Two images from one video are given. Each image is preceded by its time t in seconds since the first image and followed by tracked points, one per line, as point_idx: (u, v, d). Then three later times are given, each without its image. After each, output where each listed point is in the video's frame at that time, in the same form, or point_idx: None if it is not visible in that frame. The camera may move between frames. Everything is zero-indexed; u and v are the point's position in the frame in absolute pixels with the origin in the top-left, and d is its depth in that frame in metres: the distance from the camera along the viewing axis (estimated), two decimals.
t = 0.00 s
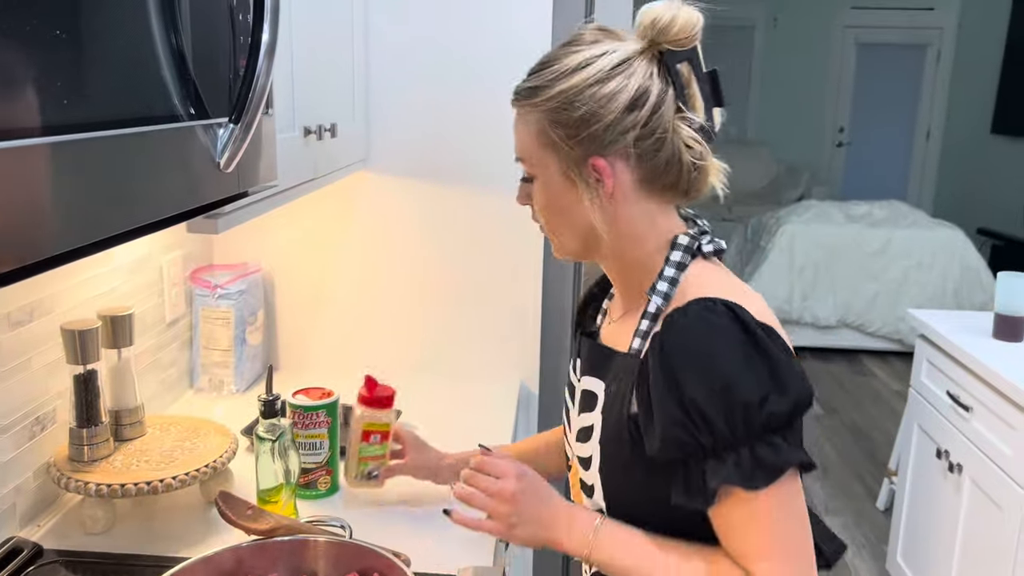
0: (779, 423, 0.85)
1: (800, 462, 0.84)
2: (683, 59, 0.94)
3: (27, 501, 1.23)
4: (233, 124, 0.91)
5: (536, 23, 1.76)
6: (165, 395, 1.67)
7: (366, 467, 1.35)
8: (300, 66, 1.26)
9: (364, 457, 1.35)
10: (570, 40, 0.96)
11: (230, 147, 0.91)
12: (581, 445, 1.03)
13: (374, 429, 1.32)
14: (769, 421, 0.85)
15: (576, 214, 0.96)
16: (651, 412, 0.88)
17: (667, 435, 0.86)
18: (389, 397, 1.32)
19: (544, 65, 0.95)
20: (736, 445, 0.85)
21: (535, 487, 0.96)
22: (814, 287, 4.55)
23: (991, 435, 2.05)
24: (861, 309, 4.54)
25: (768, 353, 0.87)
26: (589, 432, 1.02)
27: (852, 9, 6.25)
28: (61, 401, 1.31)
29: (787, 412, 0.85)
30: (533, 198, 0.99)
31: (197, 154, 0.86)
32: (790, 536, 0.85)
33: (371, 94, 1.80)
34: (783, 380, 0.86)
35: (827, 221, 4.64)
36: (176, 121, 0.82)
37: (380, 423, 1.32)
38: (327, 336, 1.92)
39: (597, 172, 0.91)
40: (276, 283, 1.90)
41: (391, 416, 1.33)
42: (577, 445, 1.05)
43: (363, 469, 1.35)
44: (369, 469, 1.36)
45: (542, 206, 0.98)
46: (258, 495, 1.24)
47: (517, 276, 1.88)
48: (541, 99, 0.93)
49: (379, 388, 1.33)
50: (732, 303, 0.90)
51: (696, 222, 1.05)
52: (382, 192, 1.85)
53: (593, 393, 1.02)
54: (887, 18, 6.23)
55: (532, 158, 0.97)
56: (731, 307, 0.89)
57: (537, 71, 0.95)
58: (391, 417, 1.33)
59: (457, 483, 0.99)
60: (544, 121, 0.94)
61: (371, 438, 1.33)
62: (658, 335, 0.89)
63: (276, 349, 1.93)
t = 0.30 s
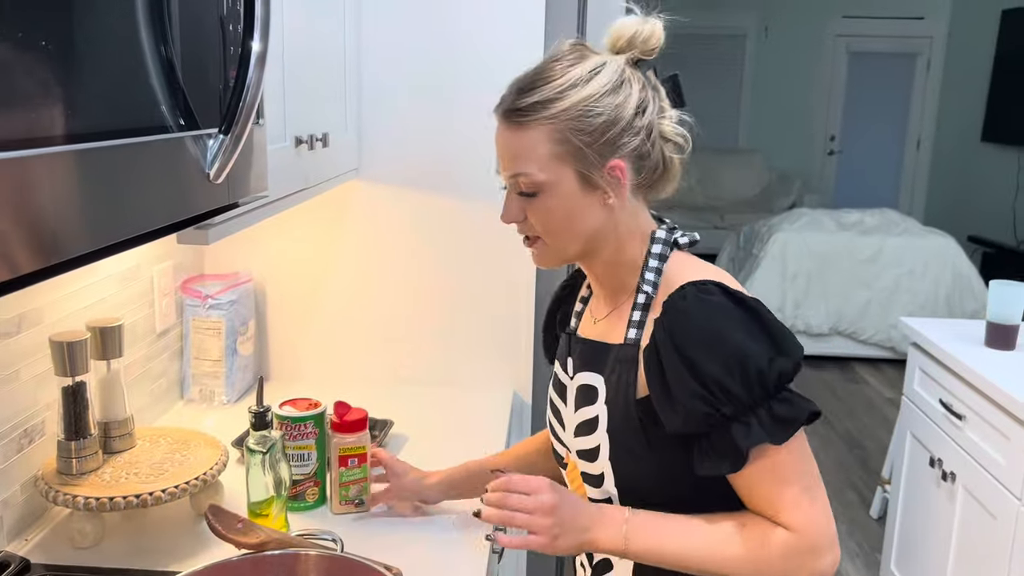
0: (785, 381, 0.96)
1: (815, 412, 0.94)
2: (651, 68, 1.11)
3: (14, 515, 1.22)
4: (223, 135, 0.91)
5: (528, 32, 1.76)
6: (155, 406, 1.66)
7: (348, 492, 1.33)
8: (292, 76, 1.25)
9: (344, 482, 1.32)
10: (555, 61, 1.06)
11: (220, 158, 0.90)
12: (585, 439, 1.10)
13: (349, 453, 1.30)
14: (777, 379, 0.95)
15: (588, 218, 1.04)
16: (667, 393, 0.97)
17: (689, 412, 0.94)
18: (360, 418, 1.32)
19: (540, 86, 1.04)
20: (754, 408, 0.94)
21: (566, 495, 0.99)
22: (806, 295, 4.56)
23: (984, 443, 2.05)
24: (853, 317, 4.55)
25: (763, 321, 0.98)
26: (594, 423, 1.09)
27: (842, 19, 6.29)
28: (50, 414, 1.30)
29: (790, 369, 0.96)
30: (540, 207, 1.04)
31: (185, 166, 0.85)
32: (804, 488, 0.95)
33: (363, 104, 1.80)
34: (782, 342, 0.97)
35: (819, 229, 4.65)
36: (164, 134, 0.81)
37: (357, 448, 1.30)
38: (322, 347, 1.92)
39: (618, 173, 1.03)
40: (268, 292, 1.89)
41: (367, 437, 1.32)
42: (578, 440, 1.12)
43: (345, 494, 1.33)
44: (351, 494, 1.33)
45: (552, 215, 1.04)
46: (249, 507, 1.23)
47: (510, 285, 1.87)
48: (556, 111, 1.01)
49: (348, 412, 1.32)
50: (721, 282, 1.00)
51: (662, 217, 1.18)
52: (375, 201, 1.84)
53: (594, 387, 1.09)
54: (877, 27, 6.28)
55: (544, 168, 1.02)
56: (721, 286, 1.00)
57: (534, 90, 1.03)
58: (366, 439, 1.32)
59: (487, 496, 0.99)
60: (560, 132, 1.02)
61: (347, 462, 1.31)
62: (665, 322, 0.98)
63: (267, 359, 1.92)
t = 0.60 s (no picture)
0: (782, 378, 0.98)
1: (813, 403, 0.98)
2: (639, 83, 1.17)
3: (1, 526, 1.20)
4: (213, 142, 0.89)
5: (520, 37, 1.76)
6: (146, 415, 1.64)
7: (341, 501, 1.32)
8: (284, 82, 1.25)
9: (336, 492, 1.31)
10: (556, 71, 1.07)
11: (210, 165, 0.89)
12: (583, 446, 1.11)
13: (342, 463, 1.29)
14: (774, 378, 0.98)
15: (597, 223, 1.05)
16: (670, 398, 0.99)
17: (695, 415, 0.97)
18: (353, 428, 1.30)
19: (548, 93, 1.04)
20: (756, 406, 0.97)
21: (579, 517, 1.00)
22: (799, 301, 4.56)
23: (978, 450, 2.05)
24: (846, 323, 4.55)
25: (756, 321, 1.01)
26: (592, 430, 1.10)
27: (835, 25, 6.32)
28: (38, 423, 1.28)
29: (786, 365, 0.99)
30: (554, 212, 1.02)
31: (175, 173, 0.84)
32: (808, 479, 0.99)
33: (355, 110, 1.79)
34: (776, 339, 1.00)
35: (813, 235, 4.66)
36: (153, 140, 0.80)
37: (350, 456, 1.29)
38: (315, 355, 1.90)
39: (628, 180, 1.06)
40: (259, 299, 1.87)
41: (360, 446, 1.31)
42: (575, 448, 1.12)
43: (338, 503, 1.32)
44: (345, 502, 1.32)
45: (565, 221, 1.02)
46: (240, 518, 1.22)
47: (504, 292, 1.86)
48: (569, 117, 1.03)
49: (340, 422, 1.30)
50: (714, 286, 1.03)
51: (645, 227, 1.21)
52: (366, 208, 1.83)
53: (590, 395, 1.10)
54: (869, 34, 6.30)
55: (562, 171, 1.02)
56: (714, 290, 1.03)
57: (542, 98, 1.04)
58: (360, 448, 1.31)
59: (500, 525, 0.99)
60: (575, 137, 1.02)
61: (341, 473, 1.30)
62: (664, 329, 1.00)
63: (258, 367, 1.91)
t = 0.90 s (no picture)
0: (789, 366, 1.00)
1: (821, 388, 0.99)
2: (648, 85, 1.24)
3: None
4: (204, 142, 0.89)
5: (514, 40, 1.75)
6: (137, 419, 1.63)
7: (332, 504, 1.31)
8: (276, 83, 1.24)
9: (327, 494, 1.30)
10: (587, 59, 1.11)
11: (200, 165, 0.88)
12: (583, 440, 1.12)
13: (335, 466, 1.28)
14: (782, 365, 1.00)
15: (624, 211, 1.09)
16: (678, 386, 1.01)
17: (703, 401, 0.99)
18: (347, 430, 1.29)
19: (589, 79, 1.08)
20: (764, 393, 0.98)
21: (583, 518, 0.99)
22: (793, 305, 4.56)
23: (972, 452, 2.05)
24: (840, 327, 4.55)
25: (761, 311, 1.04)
26: (593, 423, 1.11)
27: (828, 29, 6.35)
28: (27, 427, 1.27)
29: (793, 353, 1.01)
30: (594, 195, 1.05)
31: (166, 173, 0.83)
32: (813, 473, 0.99)
33: (348, 112, 1.78)
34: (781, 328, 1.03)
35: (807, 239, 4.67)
36: (144, 139, 0.79)
37: (342, 460, 1.28)
38: (310, 359, 1.89)
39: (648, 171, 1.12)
40: (251, 303, 1.86)
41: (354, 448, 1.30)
42: (574, 443, 1.13)
43: (330, 506, 1.31)
44: (336, 506, 1.31)
45: (602, 204, 1.06)
46: (231, 522, 1.21)
47: (500, 294, 1.85)
48: (612, 101, 1.08)
49: (334, 424, 1.30)
50: (720, 279, 1.06)
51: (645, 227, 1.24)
52: (359, 210, 1.82)
53: (592, 389, 1.12)
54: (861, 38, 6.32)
55: (603, 154, 1.05)
56: (720, 283, 1.06)
57: (585, 81, 1.08)
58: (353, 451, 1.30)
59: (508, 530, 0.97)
60: (618, 120, 1.08)
61: (333, 476, 1.29)
62: (671, 319, 1.03)
63: (251, 372, 1.90)
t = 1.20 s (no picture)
0: (800, 369, 1.02)
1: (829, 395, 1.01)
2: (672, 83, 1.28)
3: None
4: (194, 142, 0.88)
5: (508, 40, 1.75)
6: (128, 422, 1.61)
7: (326, 508, 1.30)
8: (269, 83, 1.23)
9: (321, 498, 1.29)
10: (619, 49, 1.15)
11: (191, 165, 0.87)
12: (585, 431, 1.12)
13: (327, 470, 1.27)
14: (793, 366, 1.01)
15: (643, 203, 1.11)
16: (690, 380, 1.02)
17: (714, 394, 1.00)
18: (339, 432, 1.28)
19: (623, 66, 1.12)
20: (775, 392, 1.00)
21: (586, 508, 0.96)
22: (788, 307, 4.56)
23: (967, 453, 2.05)
24: (835, 329, 4.56)
25: (773, 315, 1.06)
26: (597, 414, 1.11)
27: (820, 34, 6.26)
28: (16, 430, 1.26)
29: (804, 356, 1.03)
30: (615, 181, 1.08)
31: (156, 172, 0.82)
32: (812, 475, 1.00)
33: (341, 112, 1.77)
34: (792, 334, 1.05)
35: (801, 241, 4.66)
36: (133, 138, 0.79)
37: (335, 462, 1.27)
38: (303, 360, 1.88)
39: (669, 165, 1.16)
40: (244, 305, 1.85)
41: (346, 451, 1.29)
42: (574, 435, 1.14)
43: (324, 510, 1.30)
44: (330, 509, 1.30)
45: (623, 191, 1.08)
46: (223, 526, 1.20)
47: (496, 296, 1.85)
48: (643, 89, 1.11)
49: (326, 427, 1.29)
50: (737, 280, 1.09)
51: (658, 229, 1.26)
52: (355, 211, 1.81)
53: (598, 380, 1.12)
54: (856, 41, 6.32)
55: (629, 141, 1.09)
56: (737, 283, 1.08)
57: (616, 67, 1.11)
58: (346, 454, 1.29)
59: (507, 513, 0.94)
60: (646, 108, 1.11)
61: (326, 479, 1.28)
62: (687, 314, 1.05)
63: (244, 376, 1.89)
